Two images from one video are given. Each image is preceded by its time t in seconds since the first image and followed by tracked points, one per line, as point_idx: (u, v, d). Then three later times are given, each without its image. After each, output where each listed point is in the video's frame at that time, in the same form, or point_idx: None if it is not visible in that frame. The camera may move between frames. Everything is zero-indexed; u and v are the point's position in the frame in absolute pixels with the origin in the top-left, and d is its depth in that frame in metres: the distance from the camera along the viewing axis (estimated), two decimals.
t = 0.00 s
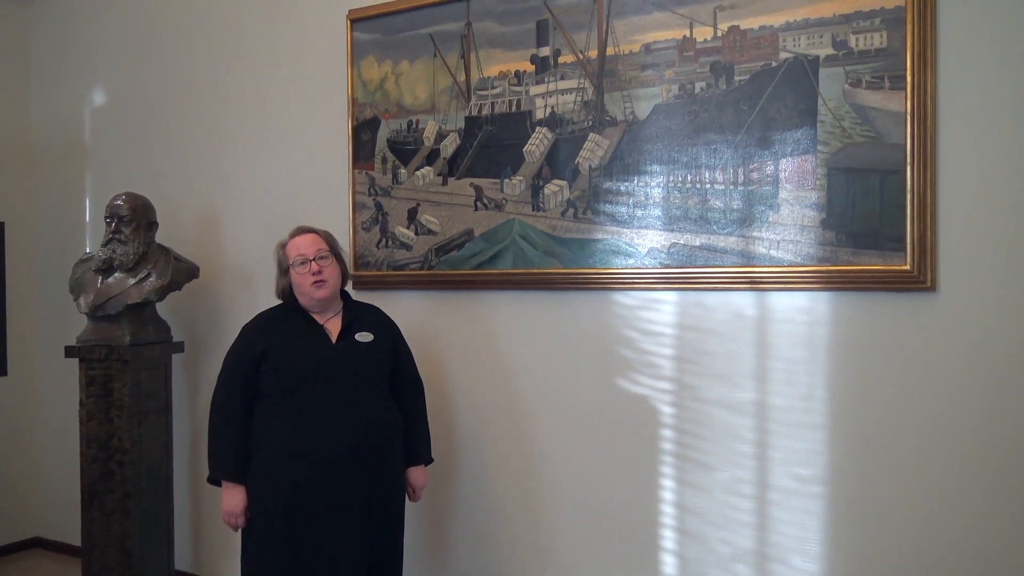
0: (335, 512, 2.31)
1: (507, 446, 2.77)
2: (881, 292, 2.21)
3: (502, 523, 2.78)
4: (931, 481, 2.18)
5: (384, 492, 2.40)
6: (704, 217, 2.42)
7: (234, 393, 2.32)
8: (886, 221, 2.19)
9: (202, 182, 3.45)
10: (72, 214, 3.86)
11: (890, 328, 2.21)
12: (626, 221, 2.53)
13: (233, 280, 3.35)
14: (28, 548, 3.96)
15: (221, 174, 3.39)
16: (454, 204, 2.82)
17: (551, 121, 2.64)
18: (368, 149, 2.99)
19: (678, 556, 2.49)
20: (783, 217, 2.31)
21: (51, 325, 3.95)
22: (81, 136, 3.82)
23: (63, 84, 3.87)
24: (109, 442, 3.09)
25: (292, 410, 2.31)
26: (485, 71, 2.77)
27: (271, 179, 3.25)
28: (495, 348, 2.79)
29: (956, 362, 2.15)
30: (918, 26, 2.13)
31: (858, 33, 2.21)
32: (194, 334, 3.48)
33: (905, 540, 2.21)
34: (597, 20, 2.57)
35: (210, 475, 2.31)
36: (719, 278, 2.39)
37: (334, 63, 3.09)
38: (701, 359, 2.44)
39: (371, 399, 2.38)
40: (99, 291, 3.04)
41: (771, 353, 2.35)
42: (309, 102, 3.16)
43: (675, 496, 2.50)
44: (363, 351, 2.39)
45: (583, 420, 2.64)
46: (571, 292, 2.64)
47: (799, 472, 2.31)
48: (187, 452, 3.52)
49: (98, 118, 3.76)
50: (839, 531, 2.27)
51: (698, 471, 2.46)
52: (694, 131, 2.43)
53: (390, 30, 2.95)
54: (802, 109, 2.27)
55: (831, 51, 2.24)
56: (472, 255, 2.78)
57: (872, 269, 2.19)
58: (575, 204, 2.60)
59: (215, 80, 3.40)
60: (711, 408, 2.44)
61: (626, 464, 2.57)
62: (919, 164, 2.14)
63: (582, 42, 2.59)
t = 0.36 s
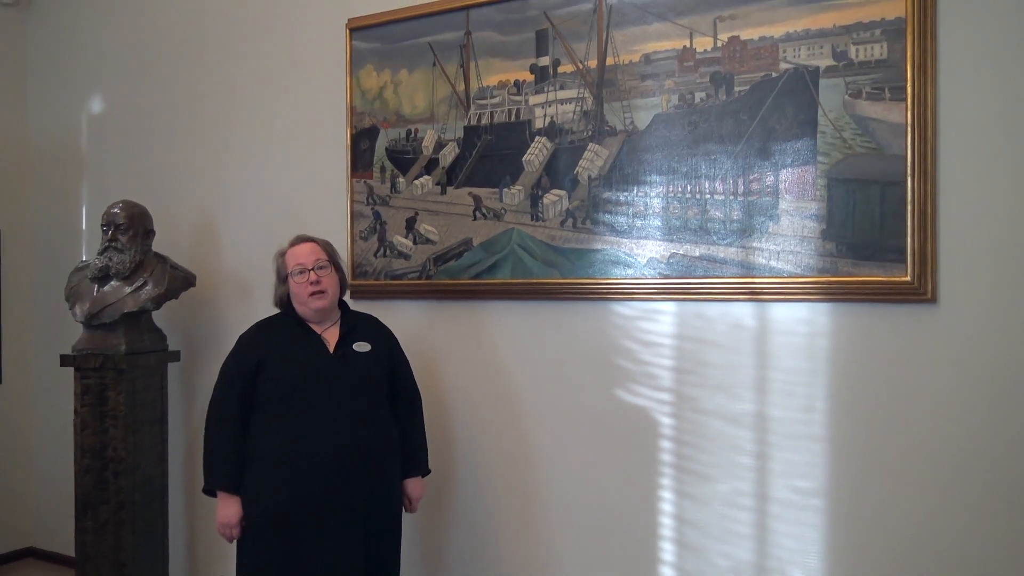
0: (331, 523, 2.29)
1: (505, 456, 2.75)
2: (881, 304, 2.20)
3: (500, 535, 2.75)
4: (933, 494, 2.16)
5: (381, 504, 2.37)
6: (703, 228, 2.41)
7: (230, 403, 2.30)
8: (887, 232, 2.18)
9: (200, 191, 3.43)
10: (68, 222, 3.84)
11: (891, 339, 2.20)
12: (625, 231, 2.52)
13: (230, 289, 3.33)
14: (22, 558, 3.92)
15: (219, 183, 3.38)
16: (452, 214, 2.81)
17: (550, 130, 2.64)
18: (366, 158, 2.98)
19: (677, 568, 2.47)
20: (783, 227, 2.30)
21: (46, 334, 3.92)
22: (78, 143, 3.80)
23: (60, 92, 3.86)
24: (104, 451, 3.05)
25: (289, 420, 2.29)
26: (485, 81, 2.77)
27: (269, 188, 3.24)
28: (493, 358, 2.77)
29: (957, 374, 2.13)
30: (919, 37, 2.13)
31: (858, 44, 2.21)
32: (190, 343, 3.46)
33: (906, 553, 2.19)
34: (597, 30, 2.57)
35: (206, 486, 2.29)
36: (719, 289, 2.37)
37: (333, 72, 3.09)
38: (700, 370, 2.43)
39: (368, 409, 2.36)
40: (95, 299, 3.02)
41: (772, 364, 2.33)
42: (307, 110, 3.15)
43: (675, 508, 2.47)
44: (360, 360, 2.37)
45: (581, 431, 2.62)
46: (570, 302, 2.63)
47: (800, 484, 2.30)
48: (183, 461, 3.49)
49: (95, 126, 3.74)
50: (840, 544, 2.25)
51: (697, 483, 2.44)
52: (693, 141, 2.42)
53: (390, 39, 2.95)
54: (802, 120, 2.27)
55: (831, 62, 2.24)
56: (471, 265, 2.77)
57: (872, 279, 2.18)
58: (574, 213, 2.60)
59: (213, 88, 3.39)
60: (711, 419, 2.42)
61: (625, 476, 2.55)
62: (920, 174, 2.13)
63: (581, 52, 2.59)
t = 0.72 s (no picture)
0: (327, 531, 2.26)
1: (502, 464, 2.73)
2: (881, 311, 2.20)
3: (497, 543, 2.73)
4: (931, 503, 2.15)
5: (377, 511, 2.35)
6: (702, 235, 2.41)
7: (226, 409, 2.28)
8: (886, 239, 2.17)
9: (196, 195, 3.42)
10: (63, 227, 3.81)
11: (891, 347, 2.19)
12: (624, 237, 2.51)
13: (227, 295, 3.31)
14: (14, 565, 3.88)
15: (215, 188, 3.36)
16: (450, 220, 2.80)
17: (549, 136, 2.63)
18: (364, 164, 2.97)
19: None
20: (782, 234, 2.30)
21: (40, 339, 3.90)
22: (73, 148, 3.79)
23: (56, 96, 3.84)
24: (97, 458, 3.03)
25: (286, 426, 2.27)
26: (483, 87, 2.76)
27: (266, 193, 3.23)
28: (491, 365, 2.76)
29: (957, 382, 2.13)
30: (918, 44, 2.13)
31: (858, 51, 2.20)
32: (185, 348, 3.44)
33: (905, 562, 2.18)
34: (596, 36, 2.57)
35: (201, 493, 2.27)
36: (718, 296, 2.37)
37: (331, 78, 3.08)
38: (699, 378, 2.42)
39: (365, 416, 2.34)
40: (90, 305, 3.00)
41: (771, 372, 2.32)
42: (305, 115, 3.14)
43: (673, 516, 2.46)
44: (357, 367, 2.36)
45: (579, 438, 2.60)
46: (568, 308, 2.62)
47: (799, 493, 2.28)
48: (177, 468, 3.46)
49: (91, 130, 3.73)
50: (840, 553, 2.24)
51: (695, 491, 2.43)
52: (692, 148, 2.42)
53: (388, 45, 2.94)
54: (802, 127, 2.27)
55: (831, 69, 2.23)
56: (468, 271, 2.76)
57: (872, 287, 2.18)
58: (572, 220, 2.59)
59: (210, 93, 3.38)
60: (709, 427, 2.41)
61: (623, 484, 2.53)
62: (919, 182, 2.13)
63: (580, 58, 2.59)
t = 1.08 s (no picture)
0: (322, 540, 2.24)
1: (498, 472, 2.71)
2: (878, 319, 2.19)
3: (493, 551, 2.71)
4: (929, 511, 2.14)
5: (372, 520, 2.32)
6: (699, 242, 2.40)
7: (221, 417, 2.26)
8: (883, 246, 2.17)
9: (190, 201, 3.40)
10: (56, 233, 3.79)
11: (888, 355, 2.18)
12: (620, 244, 2.50)
13: (220, 301, 3.29)
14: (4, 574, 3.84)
15: (210, 194, 3.35)
16: (446, 226, 2.79)
17: (545, 143, 2.62)
18: (359, 170, 2.96)
19: None
20: (779, 241, 2.29)
21: (32, 345, 3.86)
22: (67, 153, 3.76)
23: (50, 101, 3.82)
24: (89, 466, 3.00)
25: (280, 434, 2.25)
26: (479, 93, 2.75)
27: (261, 199, 3.21)
28: (487, 373, 2.74)
29: (954, 390, 2.12)
30: (914, 51, 2.13)
31: (855, 58, 2.20)
32: (179, 355, 3.41)
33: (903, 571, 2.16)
34: (592, 43, 2.56)
35: (194, 502, 2.25)
36: (715, 303, 2.35)
37: (326, 84, 3.07)
38: (696, 386, 2.41)
39: (360, 423, 2.32)
40: (83, 311, 2.98)
41: (768, 379, 2.31)
42: (300, 121, 3.13)
43: (670, 525, 2.44)
44: (353, 374, 2.34)
45: (575, 446, 2.59)
46: (564, 315, 2.61)
47: (796, 501, 2.27)
48: (170, 476, 3.43)
49: (85, 136, 3.71)
50: (837, 563, 2.22)
51: (693, 500, 2.41)
52: (689, 155, 2.41)
53: (384, 51, 2.93)
54: (798, 134, 2.26)
55: (827, 76, 2.23)
56: (464, 278, 2.75)
57: (869, 294, 2.17)
58: (568, 226, 2.58)
59: (205, 98, 3.37)
60: (707, 434, 2.39)
61: (620, 492, 2.52)
62: (916, 189, 2.13)
63: (576, 65, 2.58)
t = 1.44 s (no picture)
0: (314, 550, 2.21)
1: (492, 481, 2.69)
2: (874, 328, 2.18)
3: (487, 561, 2.69)
4: (925, 520, 2.13)
5: (365, 530, 2.29)
6: (694, 250, 2.39)
7: (213, 426, 2.23)
8: (878, 255, 2.16)
9: (183, 208, 3.38)
10: (47, 240, 3.76)
11: (884, 363, 2.18)
12: (615, 252, 2.49)
13: (213, 308, 3.27)
14: None
15: (203, 200, 3.33)
16: (440, 233, 2.78)
17: (540, 150, 2.62)
18: (353, 177, 2.94)
19: None
20: (775, 250, 2.28)
21: (23, 353, 3.83)
22: (59, 160, 3.74)
23: (42, 107, 3.80)
24: (80, 474, 2.97)
25: (273, 443, 2.23)
26: (474, 100, 2.75)
27: (254, 206, 3.19)
28: (481, 381, 2.72)
29: (949, 399, 2.11)
30: (909, 59, 2.14)
31: (849, 67, 2.21)
32: (171, 362, 3.38)
33: None
34: (588, 50, 2.56)
35: (185, 512, 2.22)
36: (711, 311, 2.34)
37: (321, 90, 3.06)
38: (692, 394, 2.39)
39: (353, 432, 2.30)
40: (73, 318, 2.95)
41: (763, 388, 2.30)
42: (294, 128, 3.11)
43: (665, 534, 2.43)
44: (346, 382, 2.32)
45: (570, 454, 2.57)
46: (560, 323, 2.59)
47: (792, 510, 2.26)
48: (161, 484, 3.40)
49: (78, 142, 3.68)
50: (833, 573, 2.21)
51: (689, 509, 2.40)
52: (684, 163, 2.41)
53: (378, 57, 2.93)
54: (794, 142, 2.26)
55: (822, 84, 2.24)
56: (459, 285, 2.73)
57: (865, 303, 2.16)
58: (563, 234, 2.57)
59: (199, 105, 3.35)
60: (702, 443, 2.38)
61: (615, 502, 2.50)
62: (911, 198, 2.13)
63: (571, 72, 2.58)
